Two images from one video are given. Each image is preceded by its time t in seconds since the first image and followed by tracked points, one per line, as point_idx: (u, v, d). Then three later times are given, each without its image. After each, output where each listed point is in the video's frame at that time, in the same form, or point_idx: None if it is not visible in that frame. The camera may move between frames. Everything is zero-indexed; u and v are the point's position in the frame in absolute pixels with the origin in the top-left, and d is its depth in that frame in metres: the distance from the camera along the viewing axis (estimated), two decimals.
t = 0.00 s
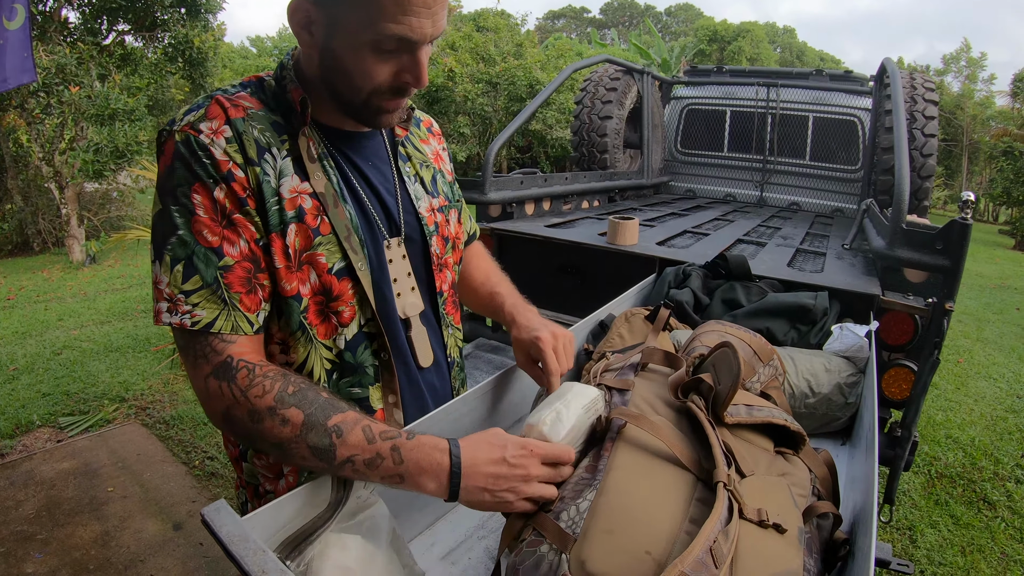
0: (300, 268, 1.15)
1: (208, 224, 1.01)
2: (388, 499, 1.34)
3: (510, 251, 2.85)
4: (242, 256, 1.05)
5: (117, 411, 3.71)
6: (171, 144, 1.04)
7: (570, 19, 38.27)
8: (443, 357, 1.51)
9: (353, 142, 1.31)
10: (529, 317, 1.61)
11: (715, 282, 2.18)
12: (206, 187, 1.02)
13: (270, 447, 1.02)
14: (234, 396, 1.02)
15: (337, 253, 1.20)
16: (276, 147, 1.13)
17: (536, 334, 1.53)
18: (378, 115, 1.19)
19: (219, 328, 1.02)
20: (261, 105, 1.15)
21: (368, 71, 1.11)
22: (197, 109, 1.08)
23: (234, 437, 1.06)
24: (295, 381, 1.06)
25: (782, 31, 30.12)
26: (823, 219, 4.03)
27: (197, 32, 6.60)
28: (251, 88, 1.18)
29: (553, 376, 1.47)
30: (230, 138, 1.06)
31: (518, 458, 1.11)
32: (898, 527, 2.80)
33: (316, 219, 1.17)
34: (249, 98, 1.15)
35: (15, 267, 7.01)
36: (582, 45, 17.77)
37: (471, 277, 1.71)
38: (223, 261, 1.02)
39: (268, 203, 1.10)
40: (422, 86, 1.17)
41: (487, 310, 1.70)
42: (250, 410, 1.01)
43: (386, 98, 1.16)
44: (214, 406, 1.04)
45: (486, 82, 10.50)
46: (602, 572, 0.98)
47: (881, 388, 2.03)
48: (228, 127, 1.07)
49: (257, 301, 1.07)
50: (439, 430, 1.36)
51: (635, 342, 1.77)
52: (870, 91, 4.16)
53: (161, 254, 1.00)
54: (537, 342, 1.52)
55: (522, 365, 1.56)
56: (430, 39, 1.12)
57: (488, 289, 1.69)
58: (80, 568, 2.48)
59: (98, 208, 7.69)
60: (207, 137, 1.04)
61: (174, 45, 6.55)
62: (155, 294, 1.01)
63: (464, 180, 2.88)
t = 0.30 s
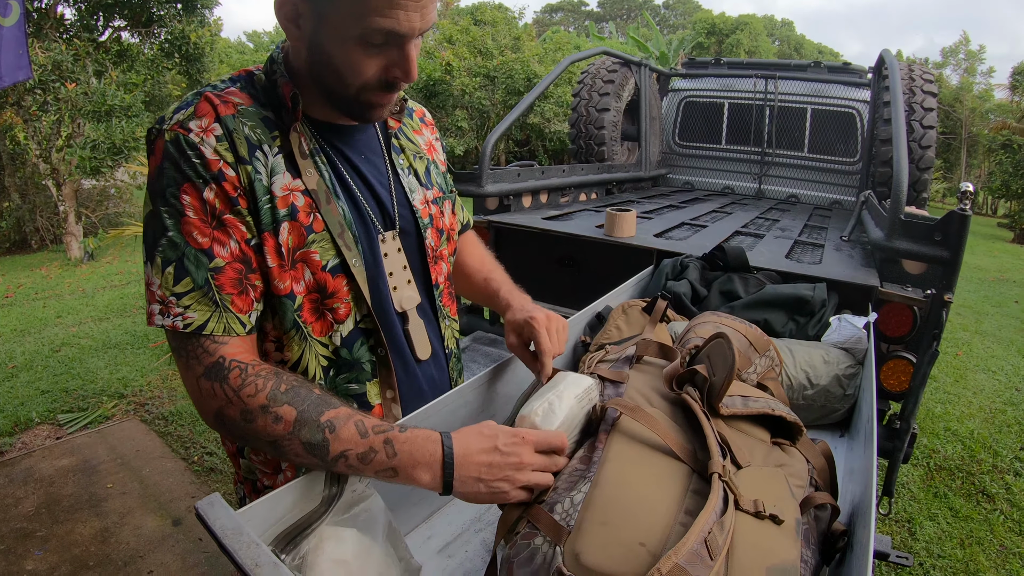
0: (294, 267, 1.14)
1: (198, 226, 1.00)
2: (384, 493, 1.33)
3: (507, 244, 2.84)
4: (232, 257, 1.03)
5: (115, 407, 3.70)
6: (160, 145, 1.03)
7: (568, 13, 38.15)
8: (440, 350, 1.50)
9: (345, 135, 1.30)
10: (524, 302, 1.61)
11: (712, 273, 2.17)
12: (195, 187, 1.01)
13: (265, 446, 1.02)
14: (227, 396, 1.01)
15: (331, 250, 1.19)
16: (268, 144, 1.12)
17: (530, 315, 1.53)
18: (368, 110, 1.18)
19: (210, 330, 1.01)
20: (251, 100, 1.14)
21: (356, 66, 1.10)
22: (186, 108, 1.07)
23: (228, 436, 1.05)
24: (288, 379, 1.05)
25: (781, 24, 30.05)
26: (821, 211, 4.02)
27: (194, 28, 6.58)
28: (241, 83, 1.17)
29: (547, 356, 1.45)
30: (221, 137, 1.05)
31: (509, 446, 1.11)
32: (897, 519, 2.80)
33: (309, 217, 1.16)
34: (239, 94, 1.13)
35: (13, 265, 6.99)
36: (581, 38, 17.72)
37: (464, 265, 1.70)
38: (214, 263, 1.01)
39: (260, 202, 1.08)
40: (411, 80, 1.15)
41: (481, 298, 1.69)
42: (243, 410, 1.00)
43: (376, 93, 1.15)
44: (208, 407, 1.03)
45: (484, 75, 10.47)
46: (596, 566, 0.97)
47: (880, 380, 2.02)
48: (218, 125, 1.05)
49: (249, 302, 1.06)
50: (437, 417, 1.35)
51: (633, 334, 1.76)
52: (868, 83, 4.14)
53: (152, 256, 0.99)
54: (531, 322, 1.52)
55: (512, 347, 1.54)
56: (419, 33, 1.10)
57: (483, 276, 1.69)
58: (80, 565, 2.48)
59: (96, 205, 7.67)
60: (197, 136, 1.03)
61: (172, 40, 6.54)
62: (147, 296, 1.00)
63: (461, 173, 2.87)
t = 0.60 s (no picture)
0: (298, 258, 1.14)
1: (209, 212, 0.97)
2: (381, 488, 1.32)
3: (504, 239, 2.83)
4: (246, 244, 1.01)
5: (114, 405, 3.69)
6: (161, 136, 1.00)
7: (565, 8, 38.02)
8: (435, 344, 1.49)
9: (340, 127, 1.28)
10: (518, 301, 1.61)
11: (709, 267, 2.16)
12: (204, 176, 0.98)
13: (301, 436, 1.01)
14: (257, 387, 0.98)
15: (333, 241, 1.19)
16: (270, 135, 1.10)
17: (519, 317, 1.52)
18: (364, 97, 1.16)
19: (230, 319, 0.97)
20: (250, 94, 1.12)
21: (351, 49, 1.09)
22: (186, 100, 1.04)
23: (249, 438, 1.01)
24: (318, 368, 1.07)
25: (779, 18, 29.96)
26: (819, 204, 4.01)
27: (189, 24, 6.58)
28: (236, 78, 1.14)
29: (537, 359, 1.47)
30: (226, 126, 1.03)
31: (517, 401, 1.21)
32: (896, 513, 2.81)
33: (314, 207, 1.15)
34: (237, 88, 1.11)
35: (11, 264, 6.97)
36: (579, 32, 17.66)
37: (461, 261, 1.69)
38: (230, 249, 0.98)
39: (266, 193, 1.07)
40: (409, 62, 1.14)
41: (478, 296, 1.69)
42: (278, 399, 0.99)
43: (371, 74, 1.13)
44: (225, 405, 0.98)
45: (481, 70, 10.45)
46: (589, 558, 0.96)
47: (879, 373, 2.02)
48: (222, 115, 1.04)
49: (264, 290, 1.04)
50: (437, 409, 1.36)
51: (629, 328, 1.76)
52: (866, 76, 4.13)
53: (158, 248, 0.94)
54: (519, 324, 1.51)
55: (501, 347, 1.54)
56: (415, 14, 1.09)
57: (479, 275, 1.68)
58: (80, 564, 2.47)
59: (94, 204, 7.64)
60: (201, 127, 1.01)
61: (168, 37, 6.54)
62: (156, 291, 0.95)
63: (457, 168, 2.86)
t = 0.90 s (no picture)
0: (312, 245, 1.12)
1: (226, 190, 0.94)
2: (380, 489, 1.31)
3: (503, 234, 2.82)
4: (261, 227, 0.99)
5: (113, 405, 3.68)
6: (173, 114, 0.96)
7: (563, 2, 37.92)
8: (441, 341, 1.49)
9: (347, 120, 1.27)
10: (515, 292, 1.55)
11: (708, 261, 2.15)
12: (223, 152, 0.95)
13: (316, 426, 0.93)
14: (276, 377, 0.91)
15: (348, 230, 1.17)
16: (289, 119, 1.09)
17: (511, 317, 1.46)
18: (373, 83, 1.15)
19: (247, 303, 0.92)
20: (265, 79, 1.11)
21: (362, 33, 1.07)
22: (201, 80, 1.02)
23: (259, 438, 0.92)
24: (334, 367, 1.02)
25: (776, 11, 29.89)
26: (818, 198, 4.00)
27: (184, 21, 6.56)
28: (248, 63, 1.12)
29: (535, 361, 1.42)
30: (247, 106, 1.02)
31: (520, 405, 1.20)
32: (895, 506, 2.80)
33: (330, 194, 1.13)
34: (251, 71, 1.10)
35: (8, 264, 6.94)
36: (577, 27, 17.63)
37: (465, 252, 1.68)
38: (246, 231, 0.95)
39: (287, 175, 1.06)
40: (420, 45, 1.13)
41: (479, 289, 1.66)
42: (299, 391, 0.93)
43: (381, 59, 1.12)
44: (237, 397, 0.90)
45: (478, 65, 10.42)
46: (588, 560, 0.96)
47: (879, 367, 2.01)
48: (242, 95, 1.02)
49: (279, 277, 1.00)
50: (433, 412, 1.34)
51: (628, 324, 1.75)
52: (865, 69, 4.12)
53: (167, 226, 0.89)
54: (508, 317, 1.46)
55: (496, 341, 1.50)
56: None
57: (480, 267, 1.65)
58: (80, 564, 2.47)
59: (90, 202, 7.62)
60: (222, 104, 0.99)
61: (163, 35, 6.49)
62: (163, 273, 0.89)
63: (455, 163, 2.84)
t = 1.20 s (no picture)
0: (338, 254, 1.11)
1: (252, 205, 0.94)
2: (381, 488, 1.32)
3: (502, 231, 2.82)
4: (289, 240, 0.99)
5: (113, 404, 3.68)
6: (189, 120, 0.94)
7: None
8: (445, 339, 1.49)
9: (360, 119, 1.27)
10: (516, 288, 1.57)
11: (709, 258, 2.15)
12: (246, 166, 0.94)
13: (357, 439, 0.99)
14: (318, 398, 0.95)
15: (369, 236, 1.17)
16: (310, 125, 1.07)
17: (512, 306, 1.49)
18: (386, 82, 1.14)
19: (282, 321, 0.93)
20: (279, 81, 1.09)
21: (377, 31, 1.06)
22: (219, 85, 1.00)
23: (305, 454, 0.97)
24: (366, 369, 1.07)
25: (775, 6, 29.82)
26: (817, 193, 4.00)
27: (181, 19, 6.55)
28: (263, 64, 1.10)
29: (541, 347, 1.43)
30: (267, 114, 1.00)
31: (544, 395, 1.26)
32: (896, 501, 2.81)
33: (351, 201, 1.12)
34: (268, 74, 1.08)
35: (7, 264, 6.93)
36: (576, 23, 17.58)
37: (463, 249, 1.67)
38: (276, 246, 0.95)
39: (310, 185, 1.05)
40: (434, 43, 1.12)
41: (479, 285, 1.66)
42: (340, 407, 0.97)
43: (397, 58, 1.11)
44: (280, 418, 0.93)
45: (476, 61, 10.39)
46: (589, 557, 0.96)
47: (878, 363, 2.00)
48: (262, 102, 1.01)
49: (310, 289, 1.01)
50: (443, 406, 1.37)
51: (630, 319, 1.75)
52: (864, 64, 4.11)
53: (194, 243, 0.89)
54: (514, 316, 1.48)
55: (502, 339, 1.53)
56: None
57: (482, 264, 1.65)
58: (82, 564, 2.47)
59: (89, 202, 7.60)
60: (241, 113, 0.97)
61: (161, 33, 6.54)
62: (192, 291, 0.89)
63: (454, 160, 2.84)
